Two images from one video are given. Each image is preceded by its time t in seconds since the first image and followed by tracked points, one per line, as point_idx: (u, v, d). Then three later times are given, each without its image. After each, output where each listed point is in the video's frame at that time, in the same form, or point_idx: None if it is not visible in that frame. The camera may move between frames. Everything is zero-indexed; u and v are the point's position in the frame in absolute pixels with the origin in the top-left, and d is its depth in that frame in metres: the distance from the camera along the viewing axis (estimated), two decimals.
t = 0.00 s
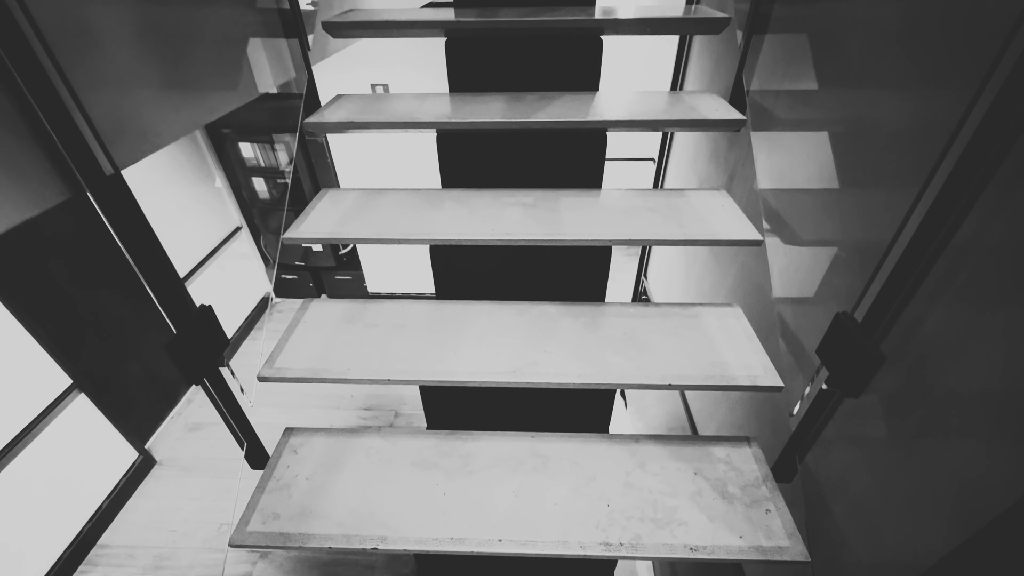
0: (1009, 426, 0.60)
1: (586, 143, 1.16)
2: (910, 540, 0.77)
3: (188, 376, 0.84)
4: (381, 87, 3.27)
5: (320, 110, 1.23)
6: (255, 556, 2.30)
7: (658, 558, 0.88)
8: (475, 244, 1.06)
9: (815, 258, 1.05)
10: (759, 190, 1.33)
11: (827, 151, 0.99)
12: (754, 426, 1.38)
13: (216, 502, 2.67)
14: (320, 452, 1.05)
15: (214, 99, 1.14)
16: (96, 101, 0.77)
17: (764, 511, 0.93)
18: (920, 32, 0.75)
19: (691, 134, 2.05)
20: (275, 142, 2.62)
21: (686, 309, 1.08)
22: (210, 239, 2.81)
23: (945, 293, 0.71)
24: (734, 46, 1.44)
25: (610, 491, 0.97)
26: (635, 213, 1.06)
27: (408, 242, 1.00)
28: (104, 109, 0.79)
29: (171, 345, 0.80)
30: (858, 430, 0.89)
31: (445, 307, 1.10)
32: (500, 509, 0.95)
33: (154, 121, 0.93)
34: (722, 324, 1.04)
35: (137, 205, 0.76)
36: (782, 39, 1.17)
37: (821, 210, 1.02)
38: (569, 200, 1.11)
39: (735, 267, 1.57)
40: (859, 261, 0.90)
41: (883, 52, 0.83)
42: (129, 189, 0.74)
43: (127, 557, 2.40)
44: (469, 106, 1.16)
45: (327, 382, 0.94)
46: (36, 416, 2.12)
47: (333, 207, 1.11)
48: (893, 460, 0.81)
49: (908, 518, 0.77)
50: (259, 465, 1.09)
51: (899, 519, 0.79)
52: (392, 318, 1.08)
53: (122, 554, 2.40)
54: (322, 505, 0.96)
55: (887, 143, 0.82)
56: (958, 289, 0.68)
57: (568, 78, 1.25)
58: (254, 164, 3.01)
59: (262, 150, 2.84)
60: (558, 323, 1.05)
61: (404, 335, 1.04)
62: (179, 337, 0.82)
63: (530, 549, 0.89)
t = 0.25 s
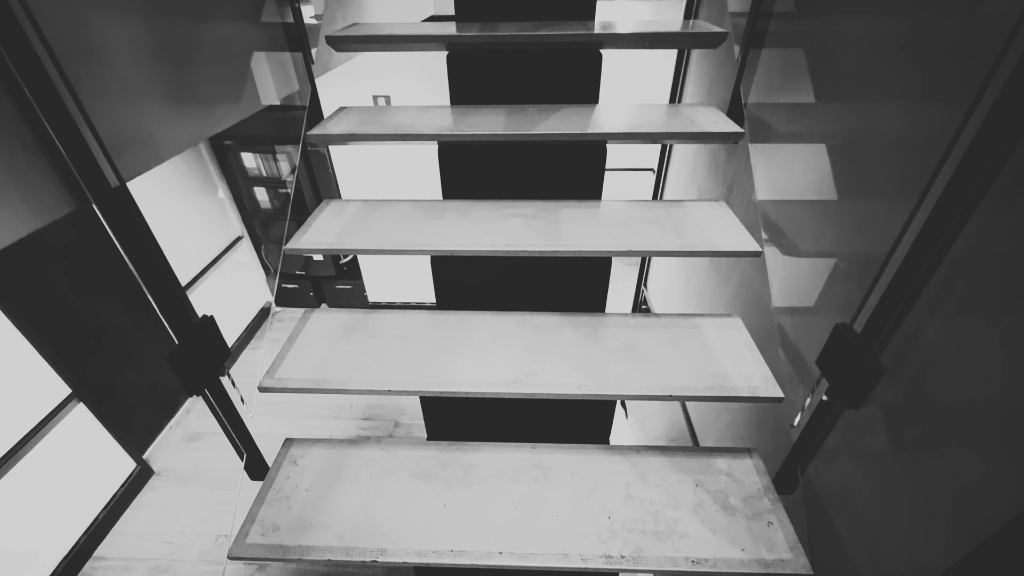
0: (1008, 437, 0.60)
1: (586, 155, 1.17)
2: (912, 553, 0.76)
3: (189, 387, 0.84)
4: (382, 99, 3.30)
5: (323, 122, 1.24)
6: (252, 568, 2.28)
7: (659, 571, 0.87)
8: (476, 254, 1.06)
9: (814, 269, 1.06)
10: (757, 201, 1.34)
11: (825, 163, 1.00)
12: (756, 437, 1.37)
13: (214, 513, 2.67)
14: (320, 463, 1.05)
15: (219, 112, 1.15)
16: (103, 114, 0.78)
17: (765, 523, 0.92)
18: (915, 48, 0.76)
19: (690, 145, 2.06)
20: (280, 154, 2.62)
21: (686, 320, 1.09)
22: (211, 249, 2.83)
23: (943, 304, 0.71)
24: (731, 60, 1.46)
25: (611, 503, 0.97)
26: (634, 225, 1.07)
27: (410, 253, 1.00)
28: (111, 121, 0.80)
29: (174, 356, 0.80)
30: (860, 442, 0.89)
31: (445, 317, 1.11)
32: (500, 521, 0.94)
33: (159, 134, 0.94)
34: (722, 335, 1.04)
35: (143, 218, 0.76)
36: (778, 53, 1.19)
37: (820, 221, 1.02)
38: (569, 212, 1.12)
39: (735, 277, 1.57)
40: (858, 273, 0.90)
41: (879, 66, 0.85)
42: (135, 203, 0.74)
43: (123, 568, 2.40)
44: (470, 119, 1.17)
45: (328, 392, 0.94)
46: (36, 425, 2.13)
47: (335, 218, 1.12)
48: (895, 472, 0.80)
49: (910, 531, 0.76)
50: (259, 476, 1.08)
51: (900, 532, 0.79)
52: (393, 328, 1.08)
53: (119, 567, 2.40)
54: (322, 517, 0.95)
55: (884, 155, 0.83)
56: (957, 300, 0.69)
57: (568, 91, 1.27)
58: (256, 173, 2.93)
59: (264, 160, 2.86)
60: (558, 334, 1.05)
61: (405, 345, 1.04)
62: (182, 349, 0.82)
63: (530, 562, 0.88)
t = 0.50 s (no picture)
0: (1009, 449, 0.60)
1: (585, 167, 1.19)
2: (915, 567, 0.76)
3: (190, 398, 0.84)
4: (384, 110, 3.34)
5: (326, 135, 1.25)
6: None
7: None
8: (476, 265, 1.07)
9: (812, 280, 1.07)
10: (756, 213, 1.35)
11: (823, 176, 1.01)
12: (757, 449, 1.37)
13: (212, 525, 2.65)
14: (320, 474, 1.05)
15: (224, 126, 1.17)
16: (109, 127, 0.79)
17: (767, 536, 0.92)
18: (910, 63, 0.77)
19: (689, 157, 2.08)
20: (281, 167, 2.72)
21: (686, 331, 1.09)
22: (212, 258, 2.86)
23: (942, 317, 0.72)
24: (729, 73, 1.48)
25: (611, 515, 0.96)
26: (634, 236, 1.08)
27: (411, 264, 1.01)
28: (117, 135, 0.81)
29: (175, 367, 0.80)
30: (861, 454, 0.89)
31: (446, 329, 1.11)
32: (501, 534, 0.94)
33: (164, 147, 0.96)
34: (722, 346, 1.04)
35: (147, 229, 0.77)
36: (775, 67, 1.20)
37: (818, 233, 1.03)
38: (569, 224, 1.13)
39: (735, 288, 1.58)
40: (856, 285, 0.91)
41: (875, 80, 0.86)
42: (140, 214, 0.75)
43: None
44: (471, 132, 1.19)
45: (328, 404, 0.94)
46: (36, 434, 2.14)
47: (337, 230, 1.12)
48: (896, 484, 0.80)
49: (913, 545, 0.76)
50: (259, 488, 1.08)
51: (903, 545, 0.78)
52: (394, 339, 1.08)
53: None
54: (322, 529, 0.95)
55: (880, 168, 0.84)
56: (955, 312, 0.69)
57: (567, 104, 1.29)
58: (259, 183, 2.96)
59: (266, 171, 2.88)
60: (559, 345, 1.06)
61: (406, 357, 1.04)
62: (184, 360, 0.82)
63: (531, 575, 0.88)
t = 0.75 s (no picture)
0: (1008, 462, 0.60)
1: (585, 178, 1.19)
2: None
3: (190, 409, 0.84)
4: (385, 121, 3.36)
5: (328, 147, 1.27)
6: None
7: None
8: (477, 276, 1.07)
9: (811, 291, 1.07)
10: (754, 224, 1.35)
11: (821, 188, 1.02)
12: (758, 460, 1.36)
13: (210, 536, 2.63)
14: (320, 486, 1.04)
15: (227, 137, 1.18)
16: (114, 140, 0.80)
17: (768, 548, 0.91)
18: (906, 77, 0.78)
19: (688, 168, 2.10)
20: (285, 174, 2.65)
21: (686, 341, 1.09)
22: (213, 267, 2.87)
23: (939, 328, 0.72)
24: (727, 86, 1.49)
25: (612, 528, 0.96)
26: (633, 247, 1.08)
27: (411, 275, 1.01)
28: (122, 148, 0.82)
29: (176, 378, 0.80)
30: (861, 466, 0.89)
31: (446, 339, 1.11)
32: (500, 546, 0.93)
33: (167, 159, 0.96)
34: (722, 357, 1.04)
35: (151, 240, 0.77)
36: (772, 80, 1.22)
37: (817, 244, 1.04)
38: (569, 234, 1.13)
39: (734, 298, 1.58)
40: (855, 296, 0.91)
41: (871, 93, 0.87)
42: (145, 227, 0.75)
43: None
44: (471, 143, 1.20)
45: (328, 415, 0.94)
46: (35, 444, 2.14)
47: (338, 240, 1.13)
48: (897, 496, 0.80)
49: (915, 558, 0.75)
50: (258, 499, 1.07)
51: (905, 559, 0.78)
52: (394, 349, 1.09)
53: None
54: (321, 542, 0.94)
55: (877, 180, 0.85)
56: (953, 323, 0.69)
57: (567, 116, 1.30)
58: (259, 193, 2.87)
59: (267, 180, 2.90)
60: (559, 355, 1.06)
61: (406, 368, 1.04)
62: (184, 371, 0.82)
63: None
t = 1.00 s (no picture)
0: (1009, 473, 0.60)
1: (585, 189, 1.20)
2: None
3: (191, 420, 0.84)
4: (387, 131, 3.39)
5: (329, 158, 1.28)
6: None
7: None
8: (477, 287, 1.08)
9: (811, 301, 1.07)
10: (753, 235, 1.36)
11: (819, 199, 1.03)
12: (759, 471, 1.35)
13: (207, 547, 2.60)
14: (319, 497, 1.04)
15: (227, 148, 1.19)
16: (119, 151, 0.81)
17: (770, 561, 0.90)
18: (902, 89, 0.79)
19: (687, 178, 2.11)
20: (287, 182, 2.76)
21: (685, 352, 1.09)
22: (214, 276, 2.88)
23: (939, 338, 0.72)
24: (724, 99, 1.51)
25: (612, 540, 0.95)
26: (633, 258, 1.09)
27: (412, 286, 1.02)
28: (125, 160, 0.83)
29: (177, 390, 0.80)
30: (864, 477, 0.88)
31: (447, 349, 1.11)
32: (500, 559, 0.93)
33: (171, 170, 0.97)
34: (722, 367, 1.04)
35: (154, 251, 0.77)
36: (770, 92, 1.23)
37: (816, 255, 1.04)
38: (569, 245, 1.14)
39: (734, 309, 1.58)
40: (853, 306, 0.91)
41: (867, 106, 0.88)
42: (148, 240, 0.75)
43: None
44: (472, 155, 1.21)
45: (328, 426, 0.94)
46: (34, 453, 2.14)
47: (339, 251, 1.14)
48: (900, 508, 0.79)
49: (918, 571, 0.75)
50: (257, 511, 1.07)
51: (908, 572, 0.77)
52: (395, 360, 1.09)
53: None
54: (320, 554, 0.94)
55: (875, 191, 0.86)
56: (952, 334, 0.70)
57: (566, 128, 1.31)
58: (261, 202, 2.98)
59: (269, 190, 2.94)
60: (559, 366, 1.06)
61: (407, 378, 1.04)
62: (185, 382, 0.83)
63: None
